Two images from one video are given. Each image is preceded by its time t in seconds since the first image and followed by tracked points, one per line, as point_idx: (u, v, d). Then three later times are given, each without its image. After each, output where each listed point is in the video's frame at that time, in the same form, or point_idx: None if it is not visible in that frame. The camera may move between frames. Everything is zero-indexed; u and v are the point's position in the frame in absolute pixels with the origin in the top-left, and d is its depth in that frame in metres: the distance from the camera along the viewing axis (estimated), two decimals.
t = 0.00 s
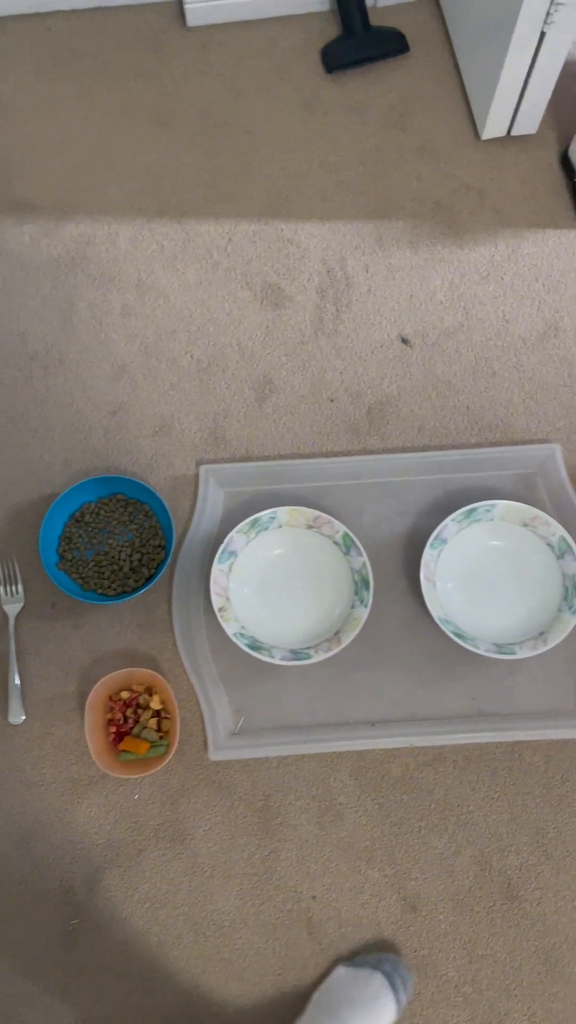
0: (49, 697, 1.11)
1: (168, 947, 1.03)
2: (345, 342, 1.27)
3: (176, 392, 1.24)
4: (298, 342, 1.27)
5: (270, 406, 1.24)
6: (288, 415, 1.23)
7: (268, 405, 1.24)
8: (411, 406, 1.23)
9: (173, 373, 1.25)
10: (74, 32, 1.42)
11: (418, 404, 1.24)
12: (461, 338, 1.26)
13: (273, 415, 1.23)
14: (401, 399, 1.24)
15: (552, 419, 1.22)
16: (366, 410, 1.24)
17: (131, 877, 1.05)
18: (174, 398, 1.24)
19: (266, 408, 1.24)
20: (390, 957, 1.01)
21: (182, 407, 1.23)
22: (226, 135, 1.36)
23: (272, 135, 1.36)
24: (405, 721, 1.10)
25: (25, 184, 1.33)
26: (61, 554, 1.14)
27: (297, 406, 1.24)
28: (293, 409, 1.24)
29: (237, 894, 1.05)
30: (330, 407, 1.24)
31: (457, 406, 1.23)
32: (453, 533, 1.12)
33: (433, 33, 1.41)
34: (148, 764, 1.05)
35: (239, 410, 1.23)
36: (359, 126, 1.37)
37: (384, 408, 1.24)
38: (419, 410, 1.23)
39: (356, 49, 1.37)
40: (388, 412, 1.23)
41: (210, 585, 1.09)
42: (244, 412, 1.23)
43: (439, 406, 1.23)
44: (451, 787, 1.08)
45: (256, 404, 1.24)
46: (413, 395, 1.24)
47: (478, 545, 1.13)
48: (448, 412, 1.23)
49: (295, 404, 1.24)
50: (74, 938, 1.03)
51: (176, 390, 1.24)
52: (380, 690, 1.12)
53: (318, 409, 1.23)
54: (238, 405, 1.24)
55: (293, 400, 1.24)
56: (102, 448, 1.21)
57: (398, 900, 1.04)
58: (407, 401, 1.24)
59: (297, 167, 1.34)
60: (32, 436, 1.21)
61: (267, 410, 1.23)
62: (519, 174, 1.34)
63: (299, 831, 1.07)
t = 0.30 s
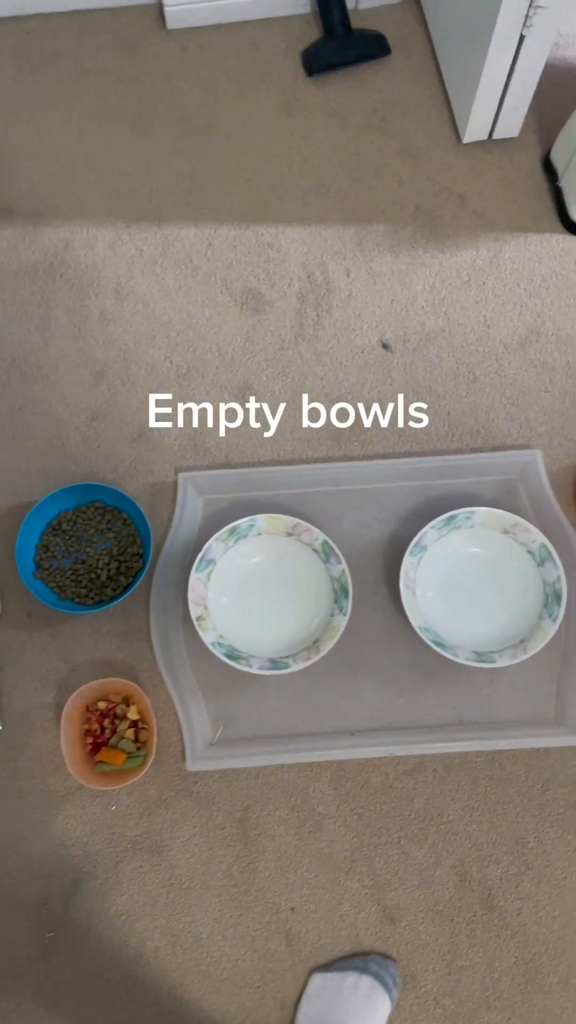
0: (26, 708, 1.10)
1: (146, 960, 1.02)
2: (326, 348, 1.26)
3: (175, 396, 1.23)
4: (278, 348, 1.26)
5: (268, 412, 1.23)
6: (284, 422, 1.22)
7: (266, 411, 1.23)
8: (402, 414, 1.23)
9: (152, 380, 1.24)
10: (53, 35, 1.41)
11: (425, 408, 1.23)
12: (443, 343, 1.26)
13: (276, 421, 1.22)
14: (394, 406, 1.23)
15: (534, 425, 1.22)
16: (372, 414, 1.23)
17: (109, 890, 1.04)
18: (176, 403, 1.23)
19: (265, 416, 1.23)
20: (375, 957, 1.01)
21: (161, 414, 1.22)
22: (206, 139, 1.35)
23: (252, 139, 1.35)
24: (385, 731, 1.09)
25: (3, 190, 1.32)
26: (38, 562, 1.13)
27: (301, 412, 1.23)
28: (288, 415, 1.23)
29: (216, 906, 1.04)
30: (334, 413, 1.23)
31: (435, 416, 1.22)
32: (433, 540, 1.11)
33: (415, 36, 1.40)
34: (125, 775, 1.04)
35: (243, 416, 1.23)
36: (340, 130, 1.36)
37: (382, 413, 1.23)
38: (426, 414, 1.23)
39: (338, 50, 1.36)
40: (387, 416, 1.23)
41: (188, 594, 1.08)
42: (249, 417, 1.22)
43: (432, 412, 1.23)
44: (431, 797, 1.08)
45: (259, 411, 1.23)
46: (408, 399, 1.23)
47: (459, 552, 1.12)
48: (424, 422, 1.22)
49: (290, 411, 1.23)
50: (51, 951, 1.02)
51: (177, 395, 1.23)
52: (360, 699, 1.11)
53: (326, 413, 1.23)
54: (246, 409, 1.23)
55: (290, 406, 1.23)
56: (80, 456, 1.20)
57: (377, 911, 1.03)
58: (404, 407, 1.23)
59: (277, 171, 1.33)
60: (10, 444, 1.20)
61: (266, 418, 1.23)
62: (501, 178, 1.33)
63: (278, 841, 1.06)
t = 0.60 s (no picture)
0: (7, 713, 1.10)
1: (128, 967, 1.02)
2: (310, 350, 1.25)
3: (163, 399, 1.23)
4: (262, 351, 1.25)
5: (258, 414, 1.23)
6: (270, 426, 1.22)
7: (256, 414, 1.22)
8: (393, 415, 1.22)
9: (135, 383, 1.23)
10: (36, 36, 1.40)
11: (414, 411, 1.22)
12: (427, 346, 1.25)
13: (266, 425, 1.22)
14: (385, 407, 1.23)
15: (519, 428, 1.21)
16: (361, 415, 1.22)
17: (90, 896, 1.04)
18: (163, 406, 1.22)
19: (252, 420, 1.22)
20: (358, 961, 1.01)
21: (144, 417, 1.22)
22: (190, 140, 1.34)
23: (237, 141, 1.34)
24: (369, 736, 1.09)
25: None
26: (19, 567, 1.12)
27: (294, 414, 1.23)
28: (275, 418, 1.22)
29: (198, 913, 1.03)
30: (325, 415, 1.22)
31: (422, 418, 1.22)
32: (417, 544, 1.11)
33: (400, 37, 1.39)
34: (106, 782, 1.03)
35: (232, 419, 1.22)
36: (325, 131, 1.35)
37: (367, 416, 1.22)
38: (414, 417, 1.22)
39: (323, 50, 1.35)
40: (376, 417, 1.22)
41: (170, 599, 1.07)
42: (239, 420, 1.22)
43: (420, 414, 1.22)
44: (414, 802, 1.07)
45: (248, 414, 1.22)
46: (400, 401, 1.23)
47: (442, 557, 1.11)
48: (409, 426, 1.22)
49: (290, 412, 1.23)
50: (32, 959, 1.02)
51: (165, 398, 1.23)
52: (343, 705, 1.10)
53: (315, 415, 1.22)
54: (235, 412, 1.22)
55: (280, 408, 1.23)
56: (63, 460, 1.19)
57: (360, 918, 1.03)
58: (394, 408, 1.23)
59: (262, 173, 1.33)
60: None
61: (253, 421, 1.22)
62: (486, 180, 1.32)
63: (261, 848, 1.05)
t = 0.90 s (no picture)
0: None
1: (100, 973, 1.01)
2: (286, 351, 1.24)
3: (162, 399, 1.22)
4: (239, 352, 1.24)
5: (259, 414, 1.22)
6: (270, 426, 1.21)
7: (257, 414, 1.22)
8: (393, 415, 1.22)
9: (111, 384, 1.22)
10: (13, 34, 1.39)
11: (414, 411, 1.22)
12: (405, 346, 1.24)
13: (256, 427, 1.21)
14: (385, 407, 1.22)
15: (497, 428, 1.20)
16: (360, 415, 1.22)
17: (63, 901, 1.03)
18: (154, 408, 1.21)
19: (252, 420, 1.21)
20: (330, 966, 1.00)
21: (119, 418, 1.21)
22: (167, 139, 1.33)
23: (214, 140, 1.34)
24: (344, 739, 1.08)
25: None
26: None
27: (294, 414, 1.22)
28: (275, 418, 1.21)
29: (171, 918, 1.02)
30: (325, 415, 1.22)
31: (423, 418, 1.21)
32: (393, 546, 1.10)
33: (378, 35, 1.39)
34: (79, 787, 1.02)
35: (231, 419, 1.21)
36: (302, 130, 1.34)
37: (365, 416, 1.22)
38: (414, 417, 1.21)
39: (300, 49, 1.34)
40: (376, 417, 1.21)
41: (143, 602, 1.06)
42: (239, 419, 1.21)
43: (420, 414, 1.22)
44: (390, 805, 1.07)
45: (248, 414, 1.22)
46: (400, 401, 1.22)
47: (418, 558, 1.11)
48: (408, 426, 1.21)
49: (290, 412, 1.22)
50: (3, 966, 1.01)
51: (154, 399, 1.22)
52: (319, 708, 1.09)
53: (303, 417, 1.21)
54: (235, 411, 1.22)
55: (280, 408, 1.22)
56: (38, 461, 1.18)
57: (335, 922, 1.02)
58: (394, 408, 1.22)
59: (239, 172, 1.32)
60: None
61: (253, 422, 1.21)
62: (465, 179, 1.32)
63: (235, 852, 1.04)
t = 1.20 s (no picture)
0: None
1: (75, 976, 1.00)
2: (266, 350, 1.24)
3: (162, 399, 1.21)
4: (218, 351, 1.23)
5: (258, 414, 1.21)
6: (270, 426, 1.21)
7: (257, 414, 1.21)
8: (393, 415, 1.21)
9: (89, 384, 1.22)
10: None
11: (414, 411, 1.21)
12: (385, 346, 1.24)
13: (256, 427, 1.20)
14: (385, 407, 1.21)
15: (477, 428, 1.20)
16: (360, 415, 1.21)
17: (38, 903, 1.02)
18: (153, 408, 1.21)
19: (252, 420, 1.21)
20: (306, 970, 0.99)
21: (98, 418, 1.20)
22: (147, 138, 1.33)
23: (194, 138, 1.33)
24: (322, 741, 1.08)
25: None
26: None
27: (295, 414, 1.21)
28: (275, 418, 1.21)
29: (147, 921, 1.02)
30: (325, 415, 1.21)
31: (422, 419, 1.21)
32: (371, 546, 1.09)
33: (359, 34, 1.38)
34: (54, 789, 1.02)
35: (231, 419, 1.21)
36: (283, 128, 1.34)
37: (365, 416, 1.21)
38: (414, 417, 1.21)
39: (281, 49, 1.34)
40: (376, 417, 1.21)
41: (120, 602, 1.05)
42: (239, 419, 1.21)
43: (420, 414, 1.21)
44: (368, 806, 1.06)
45: (248, 414, 1.21)
46: (400, 401, 1.22)
47: (395, 558, 1.11)
48: (408, 426, 1.21)
49: (291, 412, 1.21)
50: None
51: (153, 400, 1.21)
52: (297, 708, 1.09)
53: (303, 417, 1.21)
54: (235, 412, 1.21)
55: (279, 408, 1.21)
56: (16, 461, 1.18)
57: (312, 924, 1.02)
58: (394, 408, 1.21)
59: (219, 170, 1.31)
60: None
61: (253, 422, 1.21)
62: (446, 178, 1.31)
63: (212, 854, 1.04)
